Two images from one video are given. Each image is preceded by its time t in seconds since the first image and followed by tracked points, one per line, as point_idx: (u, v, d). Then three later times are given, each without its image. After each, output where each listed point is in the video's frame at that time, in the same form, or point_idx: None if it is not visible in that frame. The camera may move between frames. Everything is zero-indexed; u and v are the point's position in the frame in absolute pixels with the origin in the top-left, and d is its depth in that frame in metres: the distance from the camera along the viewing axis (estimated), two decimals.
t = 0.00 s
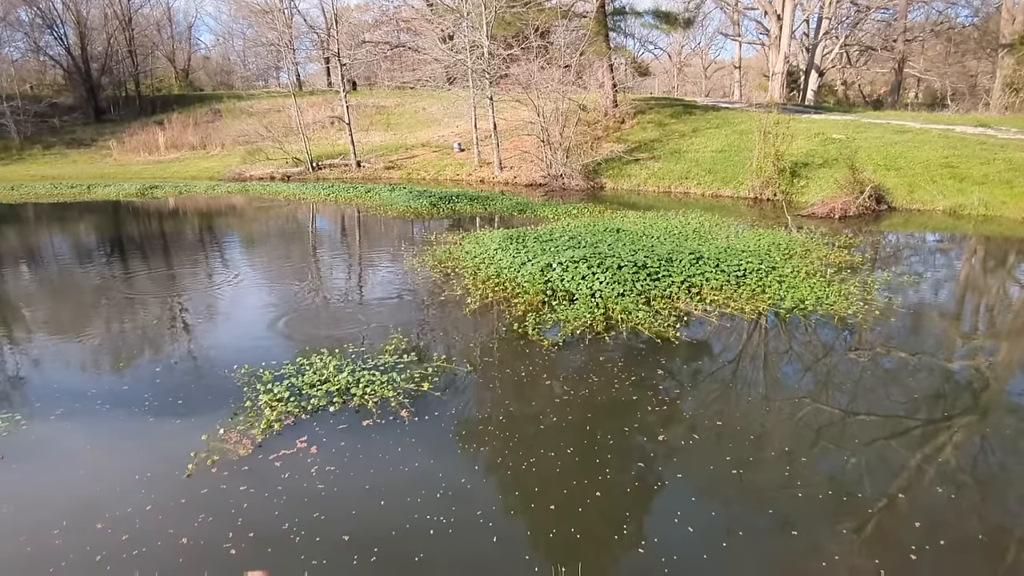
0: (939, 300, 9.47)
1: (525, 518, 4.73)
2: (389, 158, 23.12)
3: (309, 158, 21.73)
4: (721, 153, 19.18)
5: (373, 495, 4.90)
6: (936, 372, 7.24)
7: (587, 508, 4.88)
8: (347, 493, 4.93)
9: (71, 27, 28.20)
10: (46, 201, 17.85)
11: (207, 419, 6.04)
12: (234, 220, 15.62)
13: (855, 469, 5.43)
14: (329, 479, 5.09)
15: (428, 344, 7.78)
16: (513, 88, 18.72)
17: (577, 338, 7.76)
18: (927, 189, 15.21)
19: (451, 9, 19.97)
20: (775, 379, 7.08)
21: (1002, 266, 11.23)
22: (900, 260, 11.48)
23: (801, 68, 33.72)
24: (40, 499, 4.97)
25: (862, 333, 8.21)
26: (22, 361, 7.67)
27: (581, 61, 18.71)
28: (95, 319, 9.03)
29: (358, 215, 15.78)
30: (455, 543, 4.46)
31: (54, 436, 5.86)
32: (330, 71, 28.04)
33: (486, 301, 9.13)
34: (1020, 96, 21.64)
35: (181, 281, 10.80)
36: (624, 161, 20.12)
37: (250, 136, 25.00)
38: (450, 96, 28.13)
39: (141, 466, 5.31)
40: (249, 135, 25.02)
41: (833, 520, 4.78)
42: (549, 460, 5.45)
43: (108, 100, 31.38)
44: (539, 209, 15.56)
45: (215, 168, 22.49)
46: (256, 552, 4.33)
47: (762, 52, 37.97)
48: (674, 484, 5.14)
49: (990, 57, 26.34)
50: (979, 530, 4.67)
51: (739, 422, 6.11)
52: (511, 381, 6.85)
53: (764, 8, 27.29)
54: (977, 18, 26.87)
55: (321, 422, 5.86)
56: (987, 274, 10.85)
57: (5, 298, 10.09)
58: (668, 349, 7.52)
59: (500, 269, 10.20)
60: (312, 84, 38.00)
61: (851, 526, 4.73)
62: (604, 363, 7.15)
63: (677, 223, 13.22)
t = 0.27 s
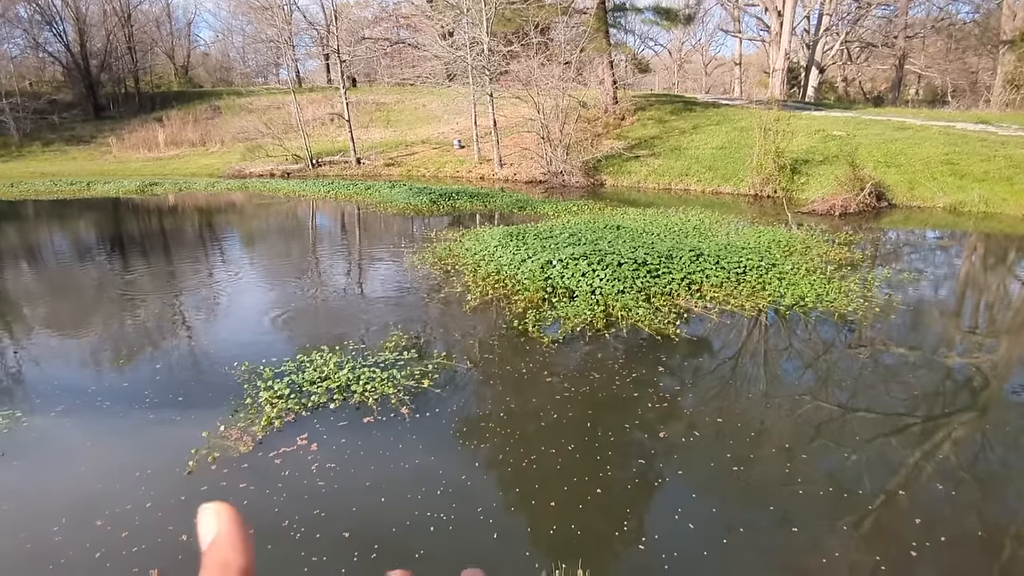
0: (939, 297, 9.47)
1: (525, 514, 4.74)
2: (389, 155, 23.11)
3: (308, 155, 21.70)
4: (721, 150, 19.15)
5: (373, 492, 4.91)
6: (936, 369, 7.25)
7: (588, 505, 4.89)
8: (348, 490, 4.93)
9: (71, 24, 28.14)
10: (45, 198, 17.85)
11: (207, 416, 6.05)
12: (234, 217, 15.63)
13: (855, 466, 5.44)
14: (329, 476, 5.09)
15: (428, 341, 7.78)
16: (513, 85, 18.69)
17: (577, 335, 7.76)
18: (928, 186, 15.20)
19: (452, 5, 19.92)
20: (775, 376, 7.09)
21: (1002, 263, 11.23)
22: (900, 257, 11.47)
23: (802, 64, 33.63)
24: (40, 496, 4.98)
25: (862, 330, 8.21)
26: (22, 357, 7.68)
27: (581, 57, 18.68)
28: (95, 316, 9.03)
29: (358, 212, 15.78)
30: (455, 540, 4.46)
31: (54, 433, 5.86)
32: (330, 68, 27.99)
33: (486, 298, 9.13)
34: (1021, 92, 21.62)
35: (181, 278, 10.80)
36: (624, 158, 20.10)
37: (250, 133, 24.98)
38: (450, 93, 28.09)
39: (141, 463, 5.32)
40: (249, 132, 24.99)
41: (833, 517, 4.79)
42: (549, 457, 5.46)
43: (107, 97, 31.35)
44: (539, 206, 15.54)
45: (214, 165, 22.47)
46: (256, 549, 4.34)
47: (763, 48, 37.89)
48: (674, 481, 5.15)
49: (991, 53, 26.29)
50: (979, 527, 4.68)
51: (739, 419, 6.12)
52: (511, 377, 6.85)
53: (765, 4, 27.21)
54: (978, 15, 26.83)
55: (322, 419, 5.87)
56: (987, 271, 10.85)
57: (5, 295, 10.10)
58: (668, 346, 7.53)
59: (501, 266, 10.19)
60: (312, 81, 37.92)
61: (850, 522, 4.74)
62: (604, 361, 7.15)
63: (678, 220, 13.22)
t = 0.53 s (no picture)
0: (938, 295, 9.48)
1: (526, 512, 4.74)
2: (389, 152, 23.08)
3: (308, 152, 21.68)
4: (721, 147, 19.13)
5: (374, 490, 4.92)
6: (935, 367, 7.25)
7: (588, 502, 4.90)
8: (348, 487, 4.94)
9: (69, 21, 28.07)
10: (45, 196, 17.84)
11: (208, 413, 6.05)
12: (233, 214, 15.61)
13: (854, 463, 5.45)
14: (329, 474, 5.10)
15: (428, 339, 7.77)
16: (513, 82, 18.64)
17: (577, 332, 7.76)
18: (928, 184, 15.19)
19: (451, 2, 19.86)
20: (774, 373, 7.09)
21: (1002, 261, 11.23)
22: (900, 255, 11.47)
23: (802, 61, 33.59)
24: (40, 493, 4.99)
25: (862, 327, 8.21)
26: (22, 355, 7.68)
27: (581, 55, 18.64)
28: (95, 314, 9.03)
29: (357, 210, 15.76)
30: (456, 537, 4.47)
31: (54, 431, 5.86)
32: (329, 65, 27.92)
33: (486, 296, 9.13)
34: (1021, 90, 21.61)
35: (180, 276, 10.79)
36: (624, 156, 20.07)
37: (249, 130, 24.95)
38: (450, 90, 28.05)
39: (141, 460, 5.33)
40: (248, 130, 24.95)
41: (832, 514, 4.80)
42: (550, 455, 5.46)
43: (106, 94, 31.29)
44: (539, 203, 15.53)
45: (214, 162, 22.44)
46: (256, 546, 4.35)
47: (763, 45, 37.82)
48: (674, 478, 5.16)
49: (992, 50, 26.26)
50: (978, 525, 4.69)
51: (738, 417, 6.12)
52: (512, 375, 6.85)
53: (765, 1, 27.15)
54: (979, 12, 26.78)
55: (322, 417, 5.87)
56: (986, 269, 10.85)
57: (4, 292, 10.10)
58: (668, 344, 7.53)
59: (500, 264, 10.18)
60: (311, 78, 37.84)
61: (849, 520, 4.75)
62: (604, 358, 7.15)
63: (677, 218, 13.21)
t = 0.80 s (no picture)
0: (938, 293, 9.48)
1: (527, 509, 4.75)
2: (389, 150, 23.06)
3: (308, 150, 21.66)
4: (721, 145, 19.12)
5: (374, 488, 4.92)
6: (935, 365, 7.25)
7: (589, 500, 4.91)
8: (348, 485, 4.94)
9: (69, 19, 28.06)
10: (45, 194, 17.84)
11: (209, 411, 6.06)
12: (233, 212, 15.60)
13: (853, 461, 5.45)
14: (330, 472, 5.10)
15: (428, 337, 7.78)
16: (513, 80, 18.63)
17: (577, 330, 7.77)
18: (928, 181, 15.18)
19: None
20: (774, 371, 7.10)
21: (1002, 258, 11.23)
22: (899, 253, 11.47)
23: (802, 59, 33.56)
24: (40, 491, 4.99)
25: (862, 325, 8.21)
26: (22, 353, 7.69)
27: (581, 52, 18.63)
28: (95, 312, 9.02)
29: (357, 208, 15.76)
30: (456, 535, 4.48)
31: (54, 429, 5.87)
32: (329, 63, 27.89)
33: (486, 293, 9.13)
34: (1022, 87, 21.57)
35: (180, 274, 10.79)
36: (624, 153, 20.06)
37: (249, 128, 24.94)
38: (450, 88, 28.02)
39: (141, 458, 5.33)
40: (248, 128, 24.92)
41: (831, 511, 4.80)
42: (550, 453, 5.47)
43: (106, 92, 31.27)
44: (539, 201, 15.53)
45: (213, 160, 22.44)
46: (257, 544, 4.36)
47: (764, 43, 37.79)
48: (675, 476, 5.16)
49: (993, 48, 26.22)
50: (977, 523, 4.69)
51: (738, 414, 6.12)
52: (512, 373, 6.86)
53: None
54: (980, 9, 26.73)
55: (323, 414, 5.87)
56: (986, 267, 10.85)
57: (4, 291, 10.11)
58: (668, 342, 7.53)
59: (501, 262, 10.19)
60: (311, 76, 37.78)
61: (848, 517, 4.75)
62: (605, 356, 7.16)
63: (678, 216, 13.21)
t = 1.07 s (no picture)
0: (938, 292, 9.48)
1: (528, 508, 4.75)
2: (389, 149, 23.04)
3: (308, 149, 21.66)
4: (722, 144, 19.10)
5: (375, 487, 4.92)
6: (935, 365, 7.26)
7: (590, 499, 4.91)
8: (349, 484, 4.94)
9: (68, 17, 28.06)
10: (44, 193, 17.83)
11: (209, 410, 6.06)
12: (233, 211, 15.59)
13: (854, 459, 5.46)
14: (331, 471, 5.09)
15: (428, 336, 7.77)
16: (513, 79, 18.64)
17: (578, 329, 7.76)
18: (928, 180, 15.18)
19: None
20: (774, 370, 7.10)
21: (1002, 258, 11.23)
22: (900, 252, 11.47)
23: (802, 58, 33.57)
24: (40, 490, 4.99)
25: (862, 324, 8.22)
26: (21, 352, 7.69)
27: (581, 51, 18.63)
28: (95, 311, 9.03)
29: (357, 207, 15.75)
30: (457, 533, 4.48)
31: (54, 428, 5.87)
32: (329, 62, 27.88)
33: (486, 292, 9.13)
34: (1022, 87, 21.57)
35: (180, 273, 10.78)
36: (624, 153, 20.05)
37: (249, 127, 24.94)
38: (450, 87, 28.01)
39: (142, 457, 5.33)
40: (248, 126, 24.91)
41: (831, 510, 4.80)
42: (552, 451, 5.47)
43: (106, 91, 31.27)
44: (539, 200, 15.53)
45: (213, 159, 22.43)
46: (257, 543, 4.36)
47: (764, 42, 37.80)
48: (676, 475, 5.17)
49: (992, 47, 26.22)
50: (977, 521, 4.70)
51: (739, 413, 6.12)
52: (513, 372, 6.86)
53: None
54: (980, 9, 26.72)
55: (324, 413, 5.88)
56: (987, 266, 10.84)
57: (4, 290, 10.11)
58: (668, 341, 7.53)
59: (501, 261, 10.18)
60: (311, 75, 37.74)
61: (848, 516, 4.76)
62: (606, 355, 7.16)
63: (678, 215, 13.21)
